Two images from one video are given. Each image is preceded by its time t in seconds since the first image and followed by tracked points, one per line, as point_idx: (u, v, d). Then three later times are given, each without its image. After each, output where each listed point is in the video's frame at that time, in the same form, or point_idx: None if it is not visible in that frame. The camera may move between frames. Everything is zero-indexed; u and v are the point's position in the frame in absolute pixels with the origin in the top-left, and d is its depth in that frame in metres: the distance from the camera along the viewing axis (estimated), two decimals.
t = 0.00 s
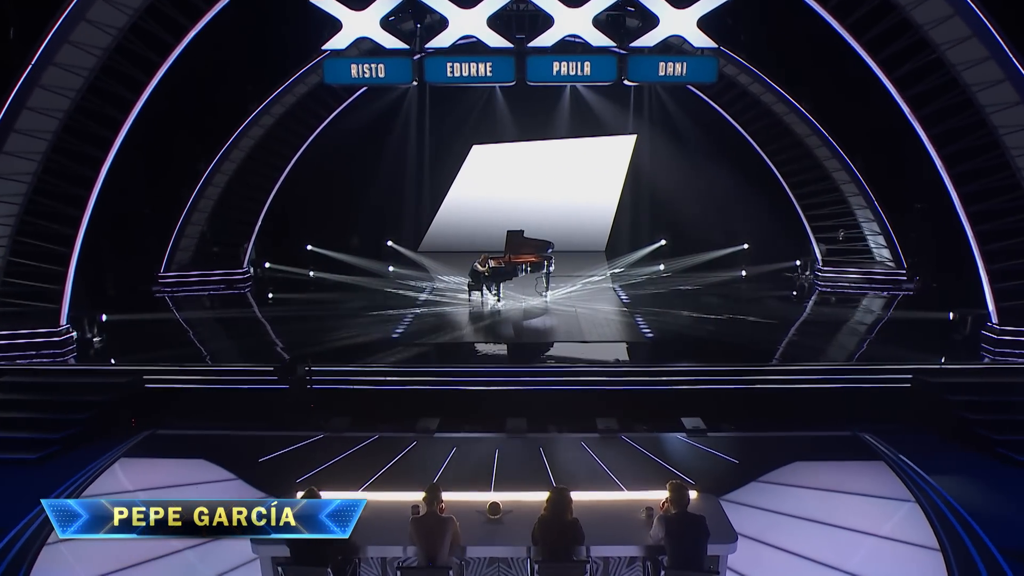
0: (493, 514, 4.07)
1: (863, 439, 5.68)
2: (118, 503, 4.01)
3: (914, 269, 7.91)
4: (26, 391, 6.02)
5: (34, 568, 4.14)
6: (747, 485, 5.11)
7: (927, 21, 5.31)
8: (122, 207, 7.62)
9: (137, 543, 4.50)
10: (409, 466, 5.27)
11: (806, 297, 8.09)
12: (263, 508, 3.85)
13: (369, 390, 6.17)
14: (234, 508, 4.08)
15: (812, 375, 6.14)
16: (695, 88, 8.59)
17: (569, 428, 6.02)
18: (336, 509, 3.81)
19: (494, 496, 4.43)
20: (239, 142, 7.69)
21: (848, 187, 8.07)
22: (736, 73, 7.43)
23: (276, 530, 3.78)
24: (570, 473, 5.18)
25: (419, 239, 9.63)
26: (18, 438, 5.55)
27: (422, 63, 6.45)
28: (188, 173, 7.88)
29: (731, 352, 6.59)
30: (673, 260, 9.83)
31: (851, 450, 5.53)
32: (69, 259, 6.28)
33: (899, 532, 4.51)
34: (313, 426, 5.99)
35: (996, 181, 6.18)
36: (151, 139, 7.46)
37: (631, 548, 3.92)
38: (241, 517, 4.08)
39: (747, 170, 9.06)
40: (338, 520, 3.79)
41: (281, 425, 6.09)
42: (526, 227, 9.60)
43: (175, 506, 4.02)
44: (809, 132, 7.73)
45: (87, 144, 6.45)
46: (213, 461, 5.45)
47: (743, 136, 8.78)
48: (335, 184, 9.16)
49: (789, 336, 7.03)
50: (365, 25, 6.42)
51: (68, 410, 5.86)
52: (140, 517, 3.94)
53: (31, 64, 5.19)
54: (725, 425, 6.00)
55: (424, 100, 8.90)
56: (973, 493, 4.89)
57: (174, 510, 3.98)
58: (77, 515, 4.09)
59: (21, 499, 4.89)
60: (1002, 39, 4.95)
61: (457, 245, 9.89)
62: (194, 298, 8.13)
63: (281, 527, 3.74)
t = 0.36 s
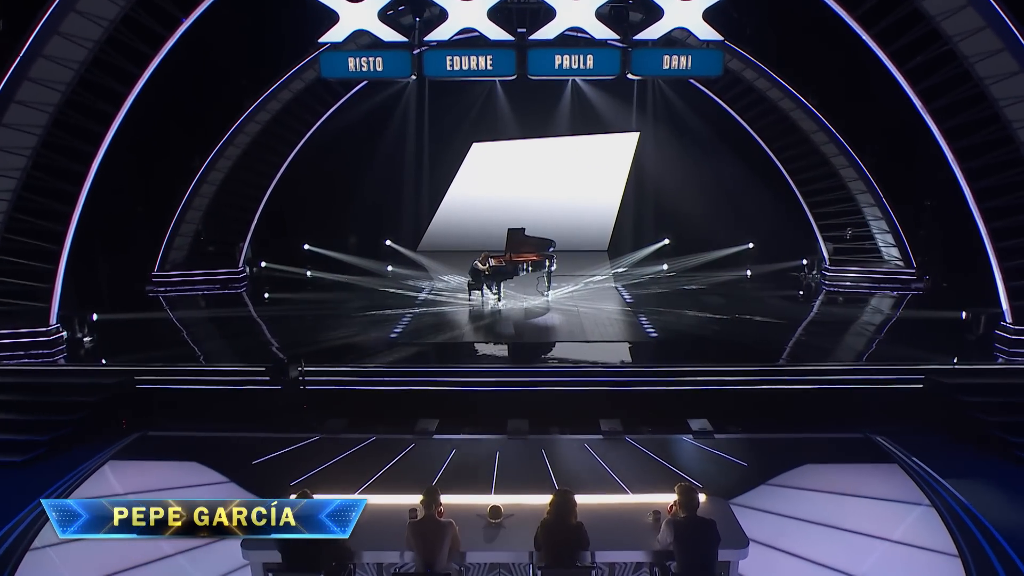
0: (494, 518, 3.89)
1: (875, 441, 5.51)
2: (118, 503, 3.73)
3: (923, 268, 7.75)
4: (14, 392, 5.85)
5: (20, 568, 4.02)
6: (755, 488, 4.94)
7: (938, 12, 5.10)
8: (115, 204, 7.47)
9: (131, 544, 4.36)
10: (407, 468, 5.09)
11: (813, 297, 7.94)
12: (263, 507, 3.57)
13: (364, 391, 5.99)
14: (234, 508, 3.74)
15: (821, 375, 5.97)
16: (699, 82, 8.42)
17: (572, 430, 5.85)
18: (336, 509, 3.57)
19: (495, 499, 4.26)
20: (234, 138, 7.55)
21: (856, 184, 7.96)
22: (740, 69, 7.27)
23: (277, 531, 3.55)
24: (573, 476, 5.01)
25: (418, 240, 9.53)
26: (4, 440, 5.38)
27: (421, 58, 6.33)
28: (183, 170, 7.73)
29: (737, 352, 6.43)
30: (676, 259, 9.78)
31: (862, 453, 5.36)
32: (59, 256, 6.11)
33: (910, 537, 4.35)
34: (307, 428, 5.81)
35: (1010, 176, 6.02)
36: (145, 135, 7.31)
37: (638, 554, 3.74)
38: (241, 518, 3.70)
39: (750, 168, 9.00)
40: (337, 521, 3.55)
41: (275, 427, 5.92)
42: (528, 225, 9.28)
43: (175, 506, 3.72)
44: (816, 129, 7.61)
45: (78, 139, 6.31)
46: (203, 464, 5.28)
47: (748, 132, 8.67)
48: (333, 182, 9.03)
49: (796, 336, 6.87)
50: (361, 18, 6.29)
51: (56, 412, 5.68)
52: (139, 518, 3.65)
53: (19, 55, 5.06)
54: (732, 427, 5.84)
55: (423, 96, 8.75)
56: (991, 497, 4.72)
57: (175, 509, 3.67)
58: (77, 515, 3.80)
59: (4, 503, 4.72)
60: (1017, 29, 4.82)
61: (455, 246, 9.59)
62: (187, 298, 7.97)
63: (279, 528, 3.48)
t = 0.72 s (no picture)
0: (495, 523, 3.74)
1: (888, 444, 5.32)
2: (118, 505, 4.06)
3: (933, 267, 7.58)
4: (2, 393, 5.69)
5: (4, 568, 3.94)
6: (766, 494, 4.75)
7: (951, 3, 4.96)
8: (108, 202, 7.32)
9: (118, 544, 4.25)
10: (405, 471, 4.92)
11: (820, 297, 7.80)
12: (262, 508, 3.62)
13: (361, 392, 5.83)
14: (232, 509, 4.03)
15: (831, 376, 5.80)
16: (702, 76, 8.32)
17: (575, 432, 5.69)
18: (336, 509, 3.58)
19: (497, 503, 4.10)
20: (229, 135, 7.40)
21: (863, 181, 7.88)
22: (746, 64, 7.22)
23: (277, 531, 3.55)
24: (577, 479, 4.84)
25: (418, 240, 9.44)
26: None
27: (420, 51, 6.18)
28: (177, 168, 7.58)
29: (744, 353, 6.27)
30: (678, 259, 9.58)
31: (876, 456, 5.18)
32: (48, 255, 5.95)
33: (924, 542, 4.18)
34: (303, 430, 5.63)
35: None
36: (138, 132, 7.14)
37: (646, 561, 3.58)
38: (241, 518, 3.94)
39: (754, 166, 8.82)
40: (337, 521, 3.55)
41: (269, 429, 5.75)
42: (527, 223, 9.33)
43: (176, 507, 3.97)
44: (823, 125, 7.55)
45: (69, 135, 6.16)
46: (194, 467, 5.11)
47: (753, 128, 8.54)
48: (331, 181, 8.89)
49: (803, 336, 6.72)
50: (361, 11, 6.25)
51: (44, 414, 5.52)
52: (140, 517, 3.88)
53: (7, 47, 4.92)
54: (740, 429, 5.67)
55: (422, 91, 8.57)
56: (1012, 502, 4.54)
57: (173, 511, 3.96)
58: (77, 515, 4.09)
59: None
60: None
61: (453, 244, 9.59)
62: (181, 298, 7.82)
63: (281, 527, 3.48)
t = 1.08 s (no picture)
0: (495, 528, 3.58)
1: (901, 446, 5.15)
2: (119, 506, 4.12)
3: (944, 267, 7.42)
4: None
5: None
6: (778, 497, 4.59)
7: None
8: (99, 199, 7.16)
9: (104, 546, 4.10)
10: (402, 474, 4.73)
11: (827, 297, 7.65)
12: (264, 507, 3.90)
13: (356, 393, 5.67)
14: (234, 509, 4.03)
15: (843, 377, 5.62)
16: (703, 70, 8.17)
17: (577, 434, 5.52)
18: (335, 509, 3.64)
19: (497, 506, 3.94)
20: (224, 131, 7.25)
21: (871, 179, 7.73)
22: (752, 59, 7.12)
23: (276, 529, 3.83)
24: (581, 481, 4.67)
25: (415, 240, 9.25)
26: None
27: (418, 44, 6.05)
28: (170, 165, 7.42)
29: (751, 353, 6.11)
30: (682, 258, 9.41)
31: (889, 458, 5.01)
32: (36, 252, 5.79)
33: (937, 547, 4.10)
34: (297, 432, 5.45)
35: None
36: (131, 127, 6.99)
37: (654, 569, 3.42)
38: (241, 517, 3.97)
39: (758, 164, 8.67)
40: (336, 521, 3.55)
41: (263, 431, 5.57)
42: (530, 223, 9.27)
43: (175, 507, 4.08)
44: (830, 121, 7.40)
45: (59, 129, 6.01)
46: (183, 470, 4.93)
47: (757, 124, 8.41)
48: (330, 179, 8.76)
49: (810, 336, 6.58)
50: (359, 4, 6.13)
51: (30, 416, 5.34)
52: (140, 517, 4.06)
53: None
54: (749, 431, 5.49)
55: (421, 86, 8.42)
56: None
57: (173, 510, 4.04)
58: (78, 515, 4.12)
59: None
60: None
61: (452, 241, 9.53)
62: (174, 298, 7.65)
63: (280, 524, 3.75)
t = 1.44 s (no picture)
0: (496, 533, 3.40)
1: (915, 448, 4.95)
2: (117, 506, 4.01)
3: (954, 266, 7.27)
4: None
5: None
6: (790, 502, 4.42)
7: None
8: (92, 196, 7.01)
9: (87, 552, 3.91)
10: (399, 478, 4.55)
11: (835, 297, 7.50)
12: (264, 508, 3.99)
13: (351, 394, 5.52)
14: (235, 509, 4.02)
15: (849, 379, 5.50)
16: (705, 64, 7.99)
17: (581, 437, 5.34)
18: (336, 510, 3.84)
19: (498, 511, 3.78)
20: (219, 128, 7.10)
21: (880, 176, 7.54)
22: (757, 54, 6.97)
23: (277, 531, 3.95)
24: (586, 485, 4.50)
25: (414, 240, 9.23)
26: None
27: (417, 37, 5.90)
28: (164, 162, 7.28)
29: (758, 353, 5.96)
30: (685, 259, 9.35)
31: (904, 461, 4.82)
32: (25, 249, 5.64)
33: (951, 552, 3.94)
34: (291, 432, 5.24)
35: None
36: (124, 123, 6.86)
37: None
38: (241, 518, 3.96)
39: (761, 162, 8.57)
40: (336, 521, 3.70)
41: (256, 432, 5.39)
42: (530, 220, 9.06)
43: (175, 507, 4.04)
44: (838, 117, 7.15)
45: (49, 124, 5.86)
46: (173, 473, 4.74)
47: (763, 119, 8.28)
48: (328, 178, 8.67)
49: (818, 336, 6.44)
50: None
51: (18, 418, 5.18)
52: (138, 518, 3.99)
53: None
54: (758, 433, 5.31)
55: (419, 85, 8.32)
56: None
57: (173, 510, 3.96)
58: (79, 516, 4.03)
59: None
60: None
61: (453, 241, 9.47)
62: (167, 298, 7.48)
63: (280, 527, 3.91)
